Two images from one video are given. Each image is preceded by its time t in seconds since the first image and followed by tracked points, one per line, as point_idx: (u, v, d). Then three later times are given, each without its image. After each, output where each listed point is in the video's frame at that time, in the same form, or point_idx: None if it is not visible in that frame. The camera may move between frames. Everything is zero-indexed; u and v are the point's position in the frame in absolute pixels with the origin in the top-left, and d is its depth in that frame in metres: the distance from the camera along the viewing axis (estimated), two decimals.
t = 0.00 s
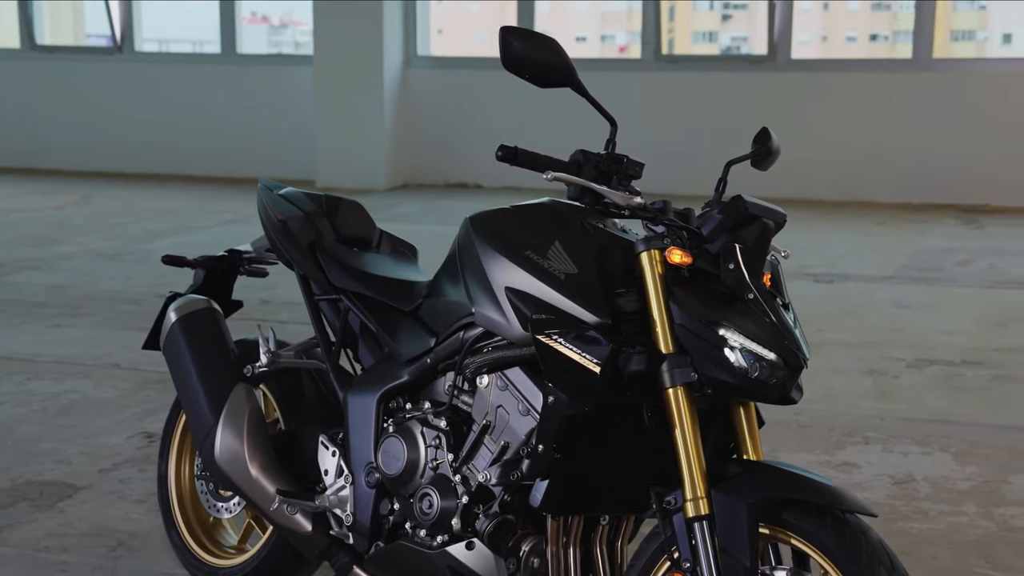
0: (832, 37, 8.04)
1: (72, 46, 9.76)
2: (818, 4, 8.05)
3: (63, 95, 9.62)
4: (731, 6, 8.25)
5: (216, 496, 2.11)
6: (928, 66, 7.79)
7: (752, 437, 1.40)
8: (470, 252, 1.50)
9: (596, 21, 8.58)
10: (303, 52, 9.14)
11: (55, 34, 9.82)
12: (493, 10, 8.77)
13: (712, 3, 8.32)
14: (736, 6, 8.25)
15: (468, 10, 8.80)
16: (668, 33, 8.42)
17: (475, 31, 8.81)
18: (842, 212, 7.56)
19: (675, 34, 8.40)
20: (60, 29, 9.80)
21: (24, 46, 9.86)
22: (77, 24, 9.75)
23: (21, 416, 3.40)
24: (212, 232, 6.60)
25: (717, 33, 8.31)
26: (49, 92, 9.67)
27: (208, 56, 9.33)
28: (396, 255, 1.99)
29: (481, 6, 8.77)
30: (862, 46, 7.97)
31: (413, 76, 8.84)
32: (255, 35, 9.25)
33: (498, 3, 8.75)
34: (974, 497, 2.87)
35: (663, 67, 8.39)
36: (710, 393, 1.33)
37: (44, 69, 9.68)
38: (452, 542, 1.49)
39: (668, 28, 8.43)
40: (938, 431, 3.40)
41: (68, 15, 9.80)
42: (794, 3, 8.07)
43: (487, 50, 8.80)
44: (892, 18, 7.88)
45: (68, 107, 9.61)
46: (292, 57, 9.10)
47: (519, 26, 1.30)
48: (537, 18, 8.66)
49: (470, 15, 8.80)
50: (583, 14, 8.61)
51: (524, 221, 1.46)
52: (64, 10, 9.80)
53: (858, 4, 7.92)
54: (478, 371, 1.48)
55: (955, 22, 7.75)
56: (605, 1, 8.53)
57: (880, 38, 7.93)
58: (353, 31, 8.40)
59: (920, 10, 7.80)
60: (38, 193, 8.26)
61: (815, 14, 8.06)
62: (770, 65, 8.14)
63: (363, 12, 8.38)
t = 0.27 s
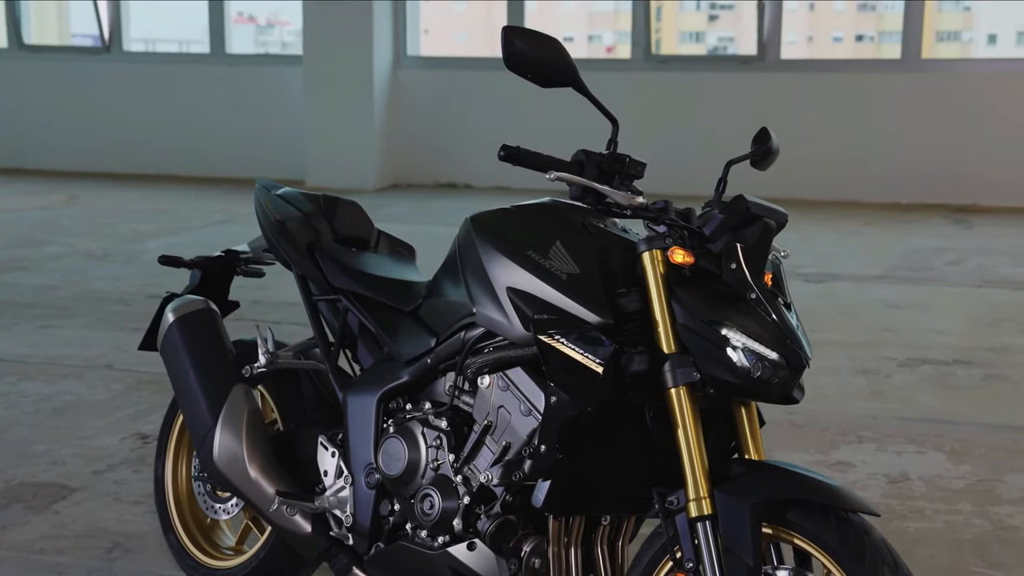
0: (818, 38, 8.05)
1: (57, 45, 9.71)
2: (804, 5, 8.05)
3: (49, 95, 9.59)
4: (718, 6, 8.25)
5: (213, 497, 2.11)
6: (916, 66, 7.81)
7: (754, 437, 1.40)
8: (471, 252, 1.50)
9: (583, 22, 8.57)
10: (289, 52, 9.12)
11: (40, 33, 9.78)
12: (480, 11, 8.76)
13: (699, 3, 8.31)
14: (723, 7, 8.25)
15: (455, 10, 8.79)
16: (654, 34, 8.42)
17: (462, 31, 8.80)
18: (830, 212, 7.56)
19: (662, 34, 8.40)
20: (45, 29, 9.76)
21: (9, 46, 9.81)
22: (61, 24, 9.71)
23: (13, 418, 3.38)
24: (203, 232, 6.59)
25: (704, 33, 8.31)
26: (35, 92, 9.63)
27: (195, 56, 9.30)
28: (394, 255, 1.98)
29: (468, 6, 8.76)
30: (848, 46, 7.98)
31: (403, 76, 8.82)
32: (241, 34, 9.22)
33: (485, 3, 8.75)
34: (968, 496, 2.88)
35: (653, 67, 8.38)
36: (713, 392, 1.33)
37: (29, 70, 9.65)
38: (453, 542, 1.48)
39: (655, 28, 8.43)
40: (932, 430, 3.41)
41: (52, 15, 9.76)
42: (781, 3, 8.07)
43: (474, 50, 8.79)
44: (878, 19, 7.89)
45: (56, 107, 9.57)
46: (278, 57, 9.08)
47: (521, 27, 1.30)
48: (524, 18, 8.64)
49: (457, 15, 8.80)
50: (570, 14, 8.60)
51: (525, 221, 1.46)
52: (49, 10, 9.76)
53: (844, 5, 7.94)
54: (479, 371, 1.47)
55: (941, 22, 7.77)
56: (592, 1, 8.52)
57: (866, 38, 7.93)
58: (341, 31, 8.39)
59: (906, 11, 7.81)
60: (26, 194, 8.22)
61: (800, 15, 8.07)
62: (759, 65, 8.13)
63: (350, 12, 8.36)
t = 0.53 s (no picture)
0: (802, 37, 8.08)
1: (39, 45, 9.69)
2: (787, 5, 8.08)
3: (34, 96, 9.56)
4: (702, 7, 8.27)
5: (210, 499, 2.10)
6: (903, 65, 7.83)
7: (756, 438, 1.40)
8: (472, 252, 1.50)
9: (567, 22, 8.57)
10: (272, 52, 9.11)
11: (23, 34, 9.76)
12: (465, 10, 8.76)
13: (683, 3, 8.33)
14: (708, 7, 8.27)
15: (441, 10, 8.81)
16: (639, 34, 8.44)
17: (447, 31, 8.82)
18: (818, 212, 7.57)
19: (646, 35, 8.41)
20: (28, 29, 9.73)
21: None
22: (44, 24, 9.69)
23: (4, 420, 3.36)
24: (191, 233, 6.56)
25: (689, 33, 8.33)
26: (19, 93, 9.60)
27: (179, 56, 9.28)
28: (392, 255, 1.98)
29: (453, 6, 8.78)
30: (831, 46, 8.01)
31: (390, 76, 8.81)
32: (225, 33, 9.22)
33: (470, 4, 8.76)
34: (962, 494, 2.88)
35: (641, 67, 8.38)
36: (715, 392, 1.33)
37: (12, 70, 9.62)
38: (455, 543, 1.48)
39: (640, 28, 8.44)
40: (925, 430, 3.42)
41: (36, 15, 9.73)
42: (765, 3, 8.10)
43: (459, 50, 8.80)
44: (861, 19, 7.92)
45: (42, 108, 9.51)
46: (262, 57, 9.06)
47: (524, 26, 1.30)
48: (509, 17, 8.65)
49: (442, 15, 8.81)
50: (555, 14, 8.61)
51: (526, 222, 1.46)
52: (32, 11, 9.74)
53: (827, 5, 7.97)
54: (480, 372, 1.47)
55: (925, 23, 7.80)
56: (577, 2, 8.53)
57: (849, 38, 7.97)
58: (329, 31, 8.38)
59: (889, 11, 7.85)
60: (12, 194, 8.18)
61: (784, 15, 8.09)
62: (746, 65, 8.14)
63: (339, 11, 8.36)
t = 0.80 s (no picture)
0: (785, 37, 8.09)
1: (21, 45, 9.65)
2: (771, 5, 8.09)
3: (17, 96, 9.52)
4: (686, 7, 8.28)
5: (207, 501, 2.09)
6: (889, 65, 7.85)
7: (757, 438, 1.40)
8: (472, 253, 1.50)
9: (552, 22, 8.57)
10: (256, 52, 9.07)
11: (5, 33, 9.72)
12: (450, 11, 8.76)
13: (667, 3, 8.33)
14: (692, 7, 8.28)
15: (426, 10, 8.80)
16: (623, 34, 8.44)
17: (432, 31, 8.80)
18: (805, 212, 7.56)
19: (630, 35, 8.41)
20: (10, 29, 9.69)
21: None
22: (26, 23, 9.65)
23: None
24: (179, 233, 6.54)
25: (673, 33, 8.33)
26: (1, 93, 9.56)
27: (162, 56, 9.25)
28: (388, 256, 1.97)
29: (438, 6, 8.77)
30: (815, 46, 8.02)
31: (377, 76, 8.78)
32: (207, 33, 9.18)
33: (455, 4, 8.75)
34: (955, 493, 2.89)
35: (628, 67, 8.37)
36: (717, 392, 1.33)
37: None
38: (456, 545, 1.48)
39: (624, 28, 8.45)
40: (917, 429, 3.42)
41: (18, 15, 9.69)
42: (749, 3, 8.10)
43: (443, 50, 8.79)
44: (844, 19, 7.95)
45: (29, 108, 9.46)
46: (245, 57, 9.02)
47: (525, 27, 1.30)
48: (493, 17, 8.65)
49: (427, 15, 8.80)
50: (539, 14, 8.60)
51: (527, 223, 1.46)
52: (14, 11, 9.69)
53: (811, 5, 8.00)
54: (481, 373, 1.47)
55: (908, 23, 7.82)
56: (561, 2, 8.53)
57: (833, 38, 7.99)
58: (314, 30, 8.36)
59: (872, 11, 7.88)
60: None
61: (767, 16, 8.11)
62: (734, 65, 8.14)
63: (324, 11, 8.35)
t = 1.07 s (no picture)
0: (771, 38, 8.08)
1: (5, 44, 9.59)
2: (758, 6, 8.08)
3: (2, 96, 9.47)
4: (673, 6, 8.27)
5: (204, 503, 2.08)
6: (879, 66, 7.84)
7: (758, 439, 1.40)
8: (472, 253, 1.49)
9: (538, 22, 8.54)
10: (241, 52, 9.05)
11: None
12: (438, 11, 8.74)
13: (654, 3, 8.31)
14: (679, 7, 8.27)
15: (412, 10, 8.77)
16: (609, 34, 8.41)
17: (419, 30, 8.78)
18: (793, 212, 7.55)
19: (617, 35, 8.38)
20: None
21: None
22: (10, 22, 9.58)
23: None
24: (169, 234, 6.51)
25: (659, 33, 8.31)
26: None
27: (148, 56, 9.22)
28: (386, 257, 1.97)
29: (425, 6, 8.75)
30: (801, 46, 8.03)
31: (368, 76, 8.74)
32: (192, 33, 9.15)
33: (442, 4, 8.73)
34: (950, 493, 2.89)
35: (618, 67, 8.34)
36: (719, 392, 1.33)
37: None
38: (457, 546, 1.48)
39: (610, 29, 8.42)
40: (910, 428, 3.43)
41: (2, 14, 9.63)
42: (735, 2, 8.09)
43: (430, 50, 8.76)
44: (830, 19, 7.95)
45: (17, 108, 9.38)
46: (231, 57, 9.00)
47: (528, 27, 1.30)
48: (480, 17, 8.63)
49: (414, 15, 8.78)
50: (526, 13, 8.57)
51: (527, 224, 1.46)
52: None
53: (797, 5, 8.00)
54: (482, 374, 1.46)
55: (894, 23, 7.83)
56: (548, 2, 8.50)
57: (819, 38, 7.99)
58: (301, 30, 8.33)
59: (858, 12, 7.88)
60: None
61: (754, 16, 8.10)
62: (723, 65, 8.13)
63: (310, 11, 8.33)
